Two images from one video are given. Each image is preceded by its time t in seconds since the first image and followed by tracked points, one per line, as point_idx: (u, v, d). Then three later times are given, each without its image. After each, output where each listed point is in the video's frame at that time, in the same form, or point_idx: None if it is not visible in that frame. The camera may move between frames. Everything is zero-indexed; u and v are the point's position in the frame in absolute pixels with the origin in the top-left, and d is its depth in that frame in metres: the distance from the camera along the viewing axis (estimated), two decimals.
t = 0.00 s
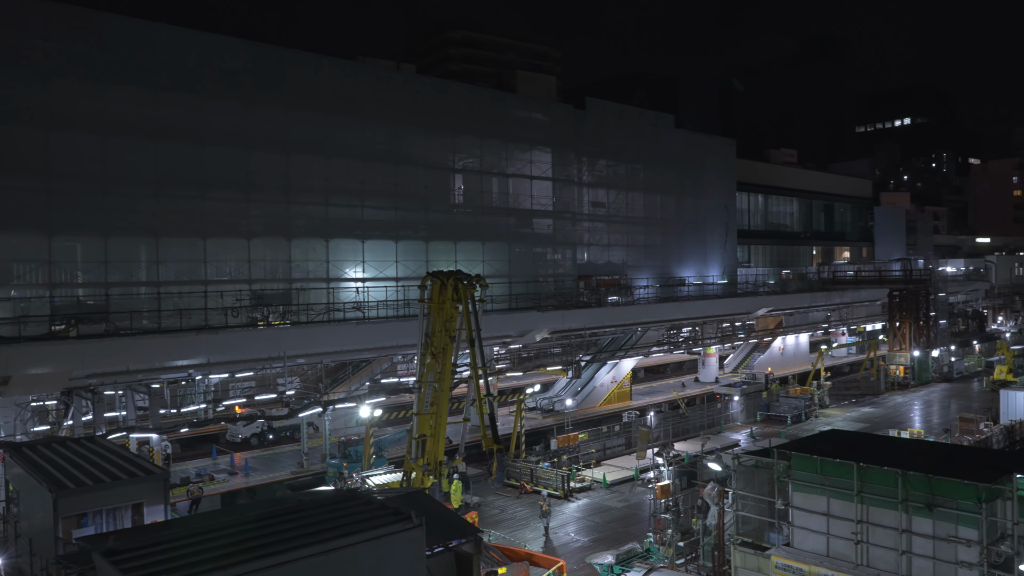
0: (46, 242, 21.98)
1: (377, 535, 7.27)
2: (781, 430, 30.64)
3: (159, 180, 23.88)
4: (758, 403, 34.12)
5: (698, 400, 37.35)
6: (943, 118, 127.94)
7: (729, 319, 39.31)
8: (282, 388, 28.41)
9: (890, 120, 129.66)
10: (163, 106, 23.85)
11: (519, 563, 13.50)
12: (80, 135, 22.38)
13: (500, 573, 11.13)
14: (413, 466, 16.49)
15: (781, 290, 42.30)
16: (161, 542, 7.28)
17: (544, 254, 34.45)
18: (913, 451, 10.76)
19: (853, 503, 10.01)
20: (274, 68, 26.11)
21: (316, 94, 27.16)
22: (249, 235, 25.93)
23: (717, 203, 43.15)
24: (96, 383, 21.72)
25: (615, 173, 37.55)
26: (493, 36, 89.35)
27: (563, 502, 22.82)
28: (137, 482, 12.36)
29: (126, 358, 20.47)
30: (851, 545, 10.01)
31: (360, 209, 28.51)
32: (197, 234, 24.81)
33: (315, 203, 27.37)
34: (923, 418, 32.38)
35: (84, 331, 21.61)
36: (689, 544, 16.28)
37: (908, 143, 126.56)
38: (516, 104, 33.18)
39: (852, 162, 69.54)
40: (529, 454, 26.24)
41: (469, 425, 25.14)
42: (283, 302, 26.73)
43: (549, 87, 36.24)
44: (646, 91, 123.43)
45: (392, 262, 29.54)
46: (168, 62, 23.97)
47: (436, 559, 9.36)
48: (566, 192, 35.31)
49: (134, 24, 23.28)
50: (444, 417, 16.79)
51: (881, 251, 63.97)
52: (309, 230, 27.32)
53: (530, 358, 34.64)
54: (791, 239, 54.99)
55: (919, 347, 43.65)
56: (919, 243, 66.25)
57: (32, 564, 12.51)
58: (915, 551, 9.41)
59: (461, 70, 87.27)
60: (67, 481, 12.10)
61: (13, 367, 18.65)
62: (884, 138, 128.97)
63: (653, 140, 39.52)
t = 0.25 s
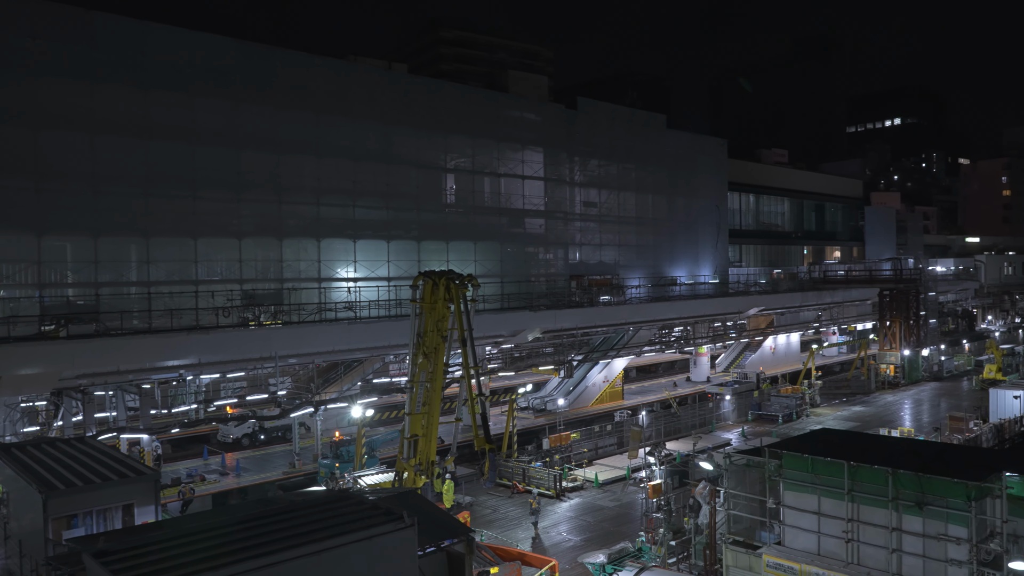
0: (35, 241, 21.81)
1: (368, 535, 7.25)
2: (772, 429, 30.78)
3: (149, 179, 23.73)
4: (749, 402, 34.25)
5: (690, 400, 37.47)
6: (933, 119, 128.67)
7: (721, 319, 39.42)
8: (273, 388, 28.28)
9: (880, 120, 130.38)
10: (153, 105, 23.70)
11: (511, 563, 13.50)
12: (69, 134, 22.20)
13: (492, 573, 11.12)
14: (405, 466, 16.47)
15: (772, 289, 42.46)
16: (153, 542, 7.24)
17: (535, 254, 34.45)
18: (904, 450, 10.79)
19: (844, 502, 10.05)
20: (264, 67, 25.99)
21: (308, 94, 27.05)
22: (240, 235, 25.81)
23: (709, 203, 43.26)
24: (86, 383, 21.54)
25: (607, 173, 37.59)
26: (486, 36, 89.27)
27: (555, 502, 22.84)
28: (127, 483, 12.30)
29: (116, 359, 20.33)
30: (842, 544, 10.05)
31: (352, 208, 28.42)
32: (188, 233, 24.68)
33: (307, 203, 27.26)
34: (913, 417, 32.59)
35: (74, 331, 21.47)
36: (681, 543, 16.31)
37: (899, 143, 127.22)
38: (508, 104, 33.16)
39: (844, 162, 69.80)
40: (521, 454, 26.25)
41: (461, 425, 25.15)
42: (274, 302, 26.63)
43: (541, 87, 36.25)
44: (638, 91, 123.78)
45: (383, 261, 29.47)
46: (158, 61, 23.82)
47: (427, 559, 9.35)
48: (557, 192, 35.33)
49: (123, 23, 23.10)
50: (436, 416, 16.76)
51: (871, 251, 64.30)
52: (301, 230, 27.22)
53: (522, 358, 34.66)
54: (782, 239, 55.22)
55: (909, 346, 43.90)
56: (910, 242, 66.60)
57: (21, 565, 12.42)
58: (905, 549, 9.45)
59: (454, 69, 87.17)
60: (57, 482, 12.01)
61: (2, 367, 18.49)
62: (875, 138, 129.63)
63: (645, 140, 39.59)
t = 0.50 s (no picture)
0: (24, 241, 21.63)
1: (360, 535, 7.22)
2: (763, 427, 30.89)
3: (140, 179, 23.57)
4: (740, 401, 34.37)
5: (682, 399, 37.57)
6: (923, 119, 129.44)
7: (712, 318, 39.54)
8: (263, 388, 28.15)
9: (870, 120, 131.13)
10: (143, 104, 23.55)
11: (503, 562, 13.49)
12: (59, 134, 22.03)
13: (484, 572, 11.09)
14: (397, 466, 16.44)
15: (763, 289, 42.62)
16: (144, 543, 7.18)
17: (527, 254, 34.44)
18: (894, 448, 10.85)
19: (835, 501, 10.10)
20: (255, 67, 25.86)
21: (299, 93, 26.94)
22: (231, 234, 25.68)
23: (700, 202, 43.38)
24: (76, 384, 21.37)
25: (598, 173, 37.64)
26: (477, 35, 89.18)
27: (547, 501, 22.87)
28: (117, 484, 12.22)
29: (106, 359, 20.20)
30: (833, 542, 10.10)
31: (343, 208, 28.33)
32: (178, 233, 24.54)
33: (298, 202, 27.16)
34: (903, 416, 32.81)
35: (63, 332, 21.32)
36: (673, 542, 16.32)
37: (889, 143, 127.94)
38: (500, 104, 33.14)
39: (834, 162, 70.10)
40: (513, 453, 26.26)
41: (453, 424, 25.14)
42: (265, 302, 26.52)
43: (533, 86, 36.25)
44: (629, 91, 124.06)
45: (375, 261, 29.40)
46: (148, 60, 23.66)
47: (419, 559, 9.33)
48: (549, 191, 35.33)
49: (113, 21, 22.93)
50: (428, 416, 16.74)
51: (862, 250, 64.63)
52: (292, 230, 27.12)
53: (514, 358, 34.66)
54: (773, 238, 55.43)
55: (899, 346, 44.16)
56: (900, 242, 66.97)
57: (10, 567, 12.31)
58: (895, 547, 9.51)
59: (445, 69, 87.01)
60: (45, 483, 11.91)
61: None
62: (865, 138, 130.30)
63: (636, 139, 39.66)
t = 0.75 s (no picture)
0: (12, 241, 21.45)
1: (351, 535, 7.19)
2: (754, 427, 30.99)
3: (130, 178, 23.42)
4: (731, 401, 34.48)
5: (673, 398, 37.66)
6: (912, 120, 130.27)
7: (704, 317, 39.66)
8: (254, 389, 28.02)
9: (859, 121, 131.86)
10: (133, 103, 23.40)
11: (494, 562, 13.47)
12: (49, 132, 21.85)
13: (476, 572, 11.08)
14: (388, 466, 16.43)
15: (754, 288, 42.78)
16: (134, 544, 7.14)
17: (519, 253, 34.44)
18: (884, 447, 10.91)
19: (824, 499, 10.15)
20: (246, 66, 25.75)
21: (290, 92, 26.84)
22: (222, 234, 25.56)
23: (691, 202, 43.51)
24: (65, 385, 21.20)
25: (590, 173, 37.69)
26: (469, 35, 89.11)
27: (539, 501, 22.88)
28: (107, 484, 12.15)
29: (96, 359, 20.06)
30: (823, 540, 10.15)
31: (334, 208, 28.25)
32: (169, 232, 24.39)
33: (289, 202, 27.06)
34: (893, 415, 33.01)
35: (53, 331, 21.17)
36: (663, 541, 16.36)
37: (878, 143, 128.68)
38: (491, 104, 33.14)
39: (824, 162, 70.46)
40: (505, 453, 26.26)
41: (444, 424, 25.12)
42: (256, 302, 26.42)
43: (525, 86, 36.25)
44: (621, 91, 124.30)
45: (366, 261, 29.33)
46: (138, 59, 23.51)
47: (411, 558, 9.31)
48: (541, 191, 35.35)
49: (103, 20, 22.77)
50: (419, 416, 16.71)
51: (852, 250, 64.96)
52: (283, 229, 27.01)
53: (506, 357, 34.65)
54: (764, 238, 55.66)
55: (889, 345, 44.41)
56: (889, 242, 67.38)
57: None
58: (885, 545, 9.57)
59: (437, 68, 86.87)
60: (34, 484, 11.81)
61: None
62: (855, 138, 131.01)
63: (628, 139, 39.73)
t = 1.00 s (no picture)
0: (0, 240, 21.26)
1: (342, 536, 7.17)
2: (745, 426, 31.12)
3: (119, 177, 23.25)
4: (722, 400, 34.59)
5: (664, 397, 37.77)
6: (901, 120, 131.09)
7: (694, 317, 39.80)
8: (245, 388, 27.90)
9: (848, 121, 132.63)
10: (123, 102, 23.24)
11: (485, 561, 13.46)
12: (37, 131, 21.66)
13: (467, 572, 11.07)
14: (379, 466, 16.39)
15: (745, 288, 42.95)
16: (123, 544, 7.08)
17: (510, 253, 34.43)
18: (872, 446, 10.97)
19: (815, 497, 10.20)
20: (237, 65, 25.61)
21: (281, 91, 26.72)
22: (212, 233, 25.42)
23: (682, 202, 43.62)
24: (54, 385, 21.02)
25: (581, 172, 37.73)
26: (460, 34, 88.98)
27: (530, 500, 22.89)
28: (96, 485, 12.07)
29: (85, 359, 19.90)
30: (813, 539, 10.19)
31: (325, 207, 28.14)
32: (158, 232, 24.23)
33: (280, 201, 26.95)
34: (882, 413, 33.25)
35: (41, 331, 21.01)
36: (654, 540, 16.42)
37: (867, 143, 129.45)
38: (483, 103, 33.12)
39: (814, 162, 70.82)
40: (496, 452, 26.26)
41: (435, 424, 25.08)
42: (247, 301, 26.30)
43: (516, 86, 36.24)
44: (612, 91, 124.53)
45: (357, 260, 29.25)
46: (127, 57, 23.33)
47: (402, 559, 9.29)
48: (532, 190, 35.35)
49: (92, 17, 22.59)
50: (411, 416, 16.68)
51: (842, 250, 65.31)
52: (274, 229, 26.89)
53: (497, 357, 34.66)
54: (754, 238, 55.88)
55: (878, 344, 44.70)
56: (878, 242, 67.78)
57: None
58: (875, 543, 9.64)
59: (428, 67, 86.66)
60: (23, 484, 11.72)
61: None
62: (845, 139, 131.72)
63: (619, 139, 39.79)
